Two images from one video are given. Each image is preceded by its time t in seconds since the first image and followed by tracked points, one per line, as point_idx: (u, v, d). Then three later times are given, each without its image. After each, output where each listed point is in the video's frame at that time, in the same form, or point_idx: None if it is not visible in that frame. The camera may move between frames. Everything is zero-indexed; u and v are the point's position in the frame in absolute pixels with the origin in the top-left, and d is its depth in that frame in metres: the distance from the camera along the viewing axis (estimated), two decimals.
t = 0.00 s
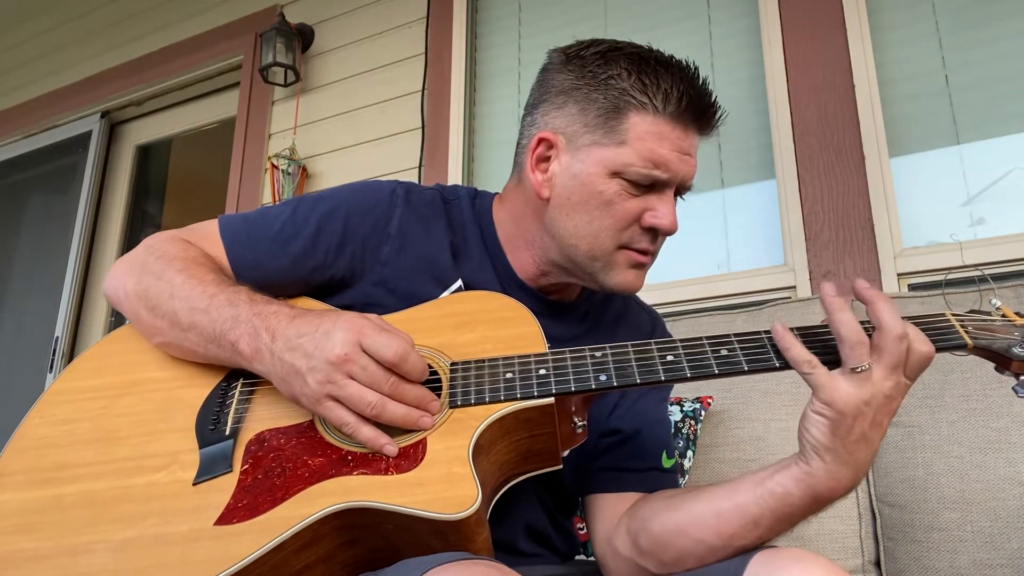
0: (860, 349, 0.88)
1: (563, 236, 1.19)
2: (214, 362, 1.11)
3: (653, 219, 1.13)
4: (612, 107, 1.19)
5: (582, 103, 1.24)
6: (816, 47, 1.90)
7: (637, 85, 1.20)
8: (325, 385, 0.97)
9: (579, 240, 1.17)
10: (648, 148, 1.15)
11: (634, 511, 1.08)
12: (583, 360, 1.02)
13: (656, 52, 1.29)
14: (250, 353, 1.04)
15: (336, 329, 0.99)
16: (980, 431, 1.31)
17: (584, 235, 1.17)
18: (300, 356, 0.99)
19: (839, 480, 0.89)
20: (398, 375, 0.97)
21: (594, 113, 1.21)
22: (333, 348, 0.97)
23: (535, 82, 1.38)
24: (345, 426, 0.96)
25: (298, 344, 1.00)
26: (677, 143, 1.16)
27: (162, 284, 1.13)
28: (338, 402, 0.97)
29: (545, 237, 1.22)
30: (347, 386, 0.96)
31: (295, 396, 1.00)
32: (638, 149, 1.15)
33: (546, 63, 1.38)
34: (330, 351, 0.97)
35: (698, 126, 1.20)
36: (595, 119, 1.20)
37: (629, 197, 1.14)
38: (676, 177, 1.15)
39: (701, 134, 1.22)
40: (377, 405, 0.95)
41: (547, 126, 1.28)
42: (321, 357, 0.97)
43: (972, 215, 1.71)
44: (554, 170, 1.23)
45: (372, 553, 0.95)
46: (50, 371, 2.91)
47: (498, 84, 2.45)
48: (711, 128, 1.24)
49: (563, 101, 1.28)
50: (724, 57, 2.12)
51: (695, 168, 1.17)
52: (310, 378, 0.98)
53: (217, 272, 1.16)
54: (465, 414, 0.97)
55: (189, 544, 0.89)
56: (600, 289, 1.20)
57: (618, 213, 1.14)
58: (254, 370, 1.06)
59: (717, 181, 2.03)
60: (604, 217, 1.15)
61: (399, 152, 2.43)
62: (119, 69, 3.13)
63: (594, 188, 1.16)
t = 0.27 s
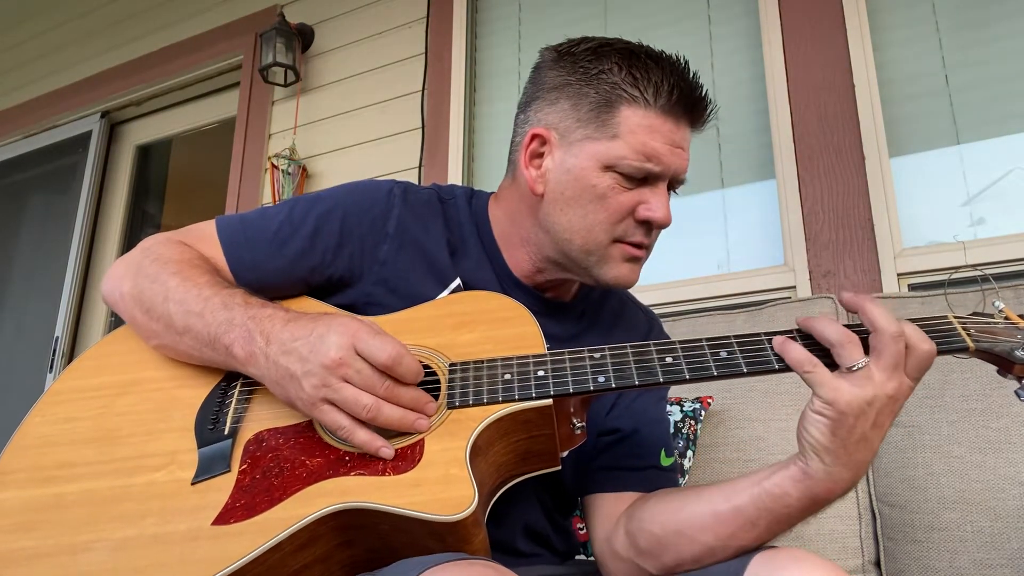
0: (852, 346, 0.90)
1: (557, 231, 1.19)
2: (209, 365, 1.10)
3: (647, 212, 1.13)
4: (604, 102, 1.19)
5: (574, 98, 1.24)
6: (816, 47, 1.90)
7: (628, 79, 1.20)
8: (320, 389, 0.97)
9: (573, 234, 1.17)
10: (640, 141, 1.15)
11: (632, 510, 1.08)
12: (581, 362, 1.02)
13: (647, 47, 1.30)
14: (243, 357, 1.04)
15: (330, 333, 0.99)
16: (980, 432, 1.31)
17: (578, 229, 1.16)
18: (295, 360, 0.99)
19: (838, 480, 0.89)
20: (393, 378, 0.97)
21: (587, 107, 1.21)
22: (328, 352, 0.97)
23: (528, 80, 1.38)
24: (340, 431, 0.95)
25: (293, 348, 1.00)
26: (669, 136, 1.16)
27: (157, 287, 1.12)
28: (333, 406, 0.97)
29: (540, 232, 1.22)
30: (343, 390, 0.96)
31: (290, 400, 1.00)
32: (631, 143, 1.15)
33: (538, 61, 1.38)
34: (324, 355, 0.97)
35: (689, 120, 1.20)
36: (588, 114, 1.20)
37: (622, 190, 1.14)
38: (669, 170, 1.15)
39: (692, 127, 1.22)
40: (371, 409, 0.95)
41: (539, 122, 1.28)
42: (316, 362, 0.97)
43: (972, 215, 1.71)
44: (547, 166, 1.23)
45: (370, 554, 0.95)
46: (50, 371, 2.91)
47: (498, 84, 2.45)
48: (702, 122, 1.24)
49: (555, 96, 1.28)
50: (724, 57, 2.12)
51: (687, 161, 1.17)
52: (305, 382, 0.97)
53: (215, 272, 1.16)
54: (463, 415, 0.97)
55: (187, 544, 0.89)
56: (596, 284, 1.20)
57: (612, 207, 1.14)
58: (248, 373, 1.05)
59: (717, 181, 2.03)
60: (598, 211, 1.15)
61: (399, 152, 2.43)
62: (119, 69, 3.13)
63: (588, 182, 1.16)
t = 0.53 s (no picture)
0: (869, 351, 0.88)
1: (562, 231, 1.19)
2: (212, 363, 1.10)
3: (653, 215, 1.13)
4: (611, 103, 1.20)
5: (581, 99, 1.24)
6: (816, 47, 1.90)
7: (636, 81, 1.21)
8: (323, 390, 0.97)
9: (579, 235, 1.17)
10: (647, 143, 1.15)
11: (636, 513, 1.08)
12: (585, 363, 1.02)
13: (655, 49, 1.30)
14: (246, 356, 1.04)
15: (334, 334, 0.99)
16: (980, 431, 1.31)
17: (584, 231, 1.17)
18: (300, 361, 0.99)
19: (842, 487, 0.90)
20: (396, 379, 0.97)
21: (594, 108, 1.21)
22: (331, 353, 0.97)
23: (535, 80, 1.39)
24: (343, 432, 0.95)
25: (296, 349, 1.00)
26: (676, 139, 1.16)
27: (161, 284, 1.12)
28: (336, 407, 0.97)
29: (545, 233, 1.22)
30: (346, 391, 0.96)
31: (294, 401, 1.00)
32: (637, 144, 1.15)
33: (546, 62, 1.39)
34: (328, 356, 0.97)
35: (696, 122, 1.20)
36: (595, 115, 1.21)
37: (628, 192, 1.15)
38: (675, 172, 1.15)
39: (699, 130, 1.22)
40: (373, 410, 0.95)
41: (546, 122, 1.29)
42: (319, 362, 0.97)
43: (972, 215, 1.72)
44: (553, 166, 1.23)
45: (372, 554, 0.95)
46: (50, 371, 2.91)
47: (498, 84, 2.45)
48: (709, 125, 1.25)
49: (562, 97, 1.28)
50: (723, 57, 2.12)
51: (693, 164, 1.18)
52: (309, 383, 0.98)
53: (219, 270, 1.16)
54: (467, 415, 0.98)
55: (190, 544, 0.89)
56: (600, 285, 1.20)
57: (618, 208, 1.15)
58: (251, 372, 1.05)
59: (717, 181, 2.03)
60: (603, 212, 1.15)
61: (399, 152, 2.43)
62: (119, 69, 3.12)
63: (594, 183, 1.17)
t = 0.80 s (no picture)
0: (877, 359, 0.87)
1: (575, 236, 1.19)
2: (217, 358, 1.10)
3: (666, 220, 1.13)
4: (628, 107, 1.20)
5: (597, 103, 1.24)
6: (816, 46, 1.90)
7: (653, 86, 1.21)
8: (325, 389, 0.97)
9: (591, 239, 1.17)
10: (662, 148, 1.15)
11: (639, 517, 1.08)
12: (588, 365, 1.02)
13: (672, 55, 1.30)
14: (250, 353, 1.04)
15: (338, 333, 0.99)
16: (980, 431, 1.31)
17: (597, 235, 1.17)
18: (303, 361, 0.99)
19: (846, 495, 0.89)
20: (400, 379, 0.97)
21: (609, 112, 1.21)
22: (334, 352, 0.97)
23: (550, 83, 1.39)
24: (344, 431, 0.95)
25: (299, 347, 1.00)
26: (692, 145, 1.16)
27: (167, 277, 1.13)
28: (338, 406, 0.97)
29: (557, 236, 1.22)
30: (348, 390, 0.96)
31: (295, 398, 1.01)
32: (653, 149, 1.15)
33: (562, 64, 1.39)
34: (331, 355, 0.97)
35: (712, 129, 1.20)
36: (611, 119, 1.21)
37: (642, 197, 1.15)
38: (689, 178, 1.15)
39: (714, 137, 1.22)
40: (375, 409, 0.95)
41: (561, 124, 1.29)
42: (322, 361, 0.97)
43: (972, 215, 1.71)
44: (567, 169, 1.23)
45: (371, 554, 0.95)
46: (50, 370, 2.91)
47: (498, 84, 2.45)
48: (724, 132, 1.25)
49: (578, 100, 1.28)
50: (723, 58, 2.12)
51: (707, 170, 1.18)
52: (311, 381, 0.98)
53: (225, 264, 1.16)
54: (469, 416, 0.98)
55: (189, 541, 0.89)
56: (610, 289, 1.21)
57: (631, 213, 1.15)
58: (254, 368, 1.06)
59: (717, 181, 2.02)
60: (617, 216, 1.15)
61: (399, 152, 2.43)
62: (120, 68, 3.12)
63: (608, 187, 1.17)
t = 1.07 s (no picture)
0: (869, 351, 0.90)
1: (578, 235, 1.19)
2: (220, 358, 1.11)
3: (669, 219, 1.14)
4: (630, 106, 1.20)
5: (600, 102, 1.25)
6: (815, 47, 1.90)
7: (655, 86, 1.21)
8: (330, 389, 0.97)
9: (593, 238, 1.18)
10: (665, 148, 1.16)
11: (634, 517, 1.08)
12: (591, 366, 1.02)
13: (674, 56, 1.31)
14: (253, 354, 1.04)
15: (342, 333, 0.99)
16: (980, 432, 1.31)
17: (599, 234, 1.17)
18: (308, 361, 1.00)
19: (839, 489, 0.90)
20: (404, 381, 0.97)
21: (612, 112, 1.22)
22: (339, 352, 0.97)
23: (552, 83, 1.39)
24: (348, 431, 0.95)
25: (303, 347, 1.00)
26: (694, 145, 1.17)
27: (169, 277, 1.13)
28: (342, 406, 0.97)
29: (559, 236, 1.22)
30: (353, 390, 0.96)
31: (299, 398, 1.01)
32: (656, 148, 1.16)
33: (563, 65, 1.39)
34: (336, 355, 0.97)
35: (713, 129, 1.21)
36: (613, 118, 1.21)
37: (645, 196, 1.15)
38: (691, 178, 1.16)
39: (716, 137, 1.23)
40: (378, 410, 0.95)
41: (563, 124, 1.29)
42: (327, 362, 0.97)
43: (972, 215, 1.72)
44: (569, 169, 1.24)
45: (375, 554, 0.95)
46: (50, 370, 2.91)
47: (498, 84, 2.45)
48: (726, 132, 1.25)
49: (580, 100, 1.29)
50: (723, 58, 2.12)
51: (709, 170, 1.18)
52: (315, 381, 0.98)
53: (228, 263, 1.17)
54: (473, 416, 0.98)
55: (193, 541, 0.89)
56: (613, 288, 1.21)
57: (633, 212, 1.15)
58: (257, 368, 1.06)
59: (717, 181, 2.03)
60: (619, 215, 1.16)
61: (400, 152, 2.43)
62: (119, 68, 3.12)
63: (611, 187, 1.17)
